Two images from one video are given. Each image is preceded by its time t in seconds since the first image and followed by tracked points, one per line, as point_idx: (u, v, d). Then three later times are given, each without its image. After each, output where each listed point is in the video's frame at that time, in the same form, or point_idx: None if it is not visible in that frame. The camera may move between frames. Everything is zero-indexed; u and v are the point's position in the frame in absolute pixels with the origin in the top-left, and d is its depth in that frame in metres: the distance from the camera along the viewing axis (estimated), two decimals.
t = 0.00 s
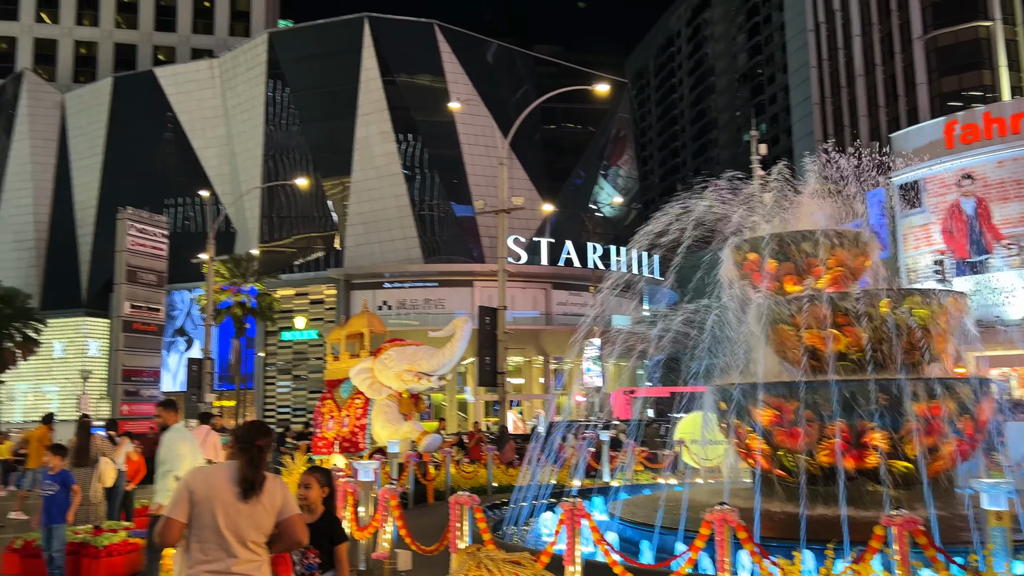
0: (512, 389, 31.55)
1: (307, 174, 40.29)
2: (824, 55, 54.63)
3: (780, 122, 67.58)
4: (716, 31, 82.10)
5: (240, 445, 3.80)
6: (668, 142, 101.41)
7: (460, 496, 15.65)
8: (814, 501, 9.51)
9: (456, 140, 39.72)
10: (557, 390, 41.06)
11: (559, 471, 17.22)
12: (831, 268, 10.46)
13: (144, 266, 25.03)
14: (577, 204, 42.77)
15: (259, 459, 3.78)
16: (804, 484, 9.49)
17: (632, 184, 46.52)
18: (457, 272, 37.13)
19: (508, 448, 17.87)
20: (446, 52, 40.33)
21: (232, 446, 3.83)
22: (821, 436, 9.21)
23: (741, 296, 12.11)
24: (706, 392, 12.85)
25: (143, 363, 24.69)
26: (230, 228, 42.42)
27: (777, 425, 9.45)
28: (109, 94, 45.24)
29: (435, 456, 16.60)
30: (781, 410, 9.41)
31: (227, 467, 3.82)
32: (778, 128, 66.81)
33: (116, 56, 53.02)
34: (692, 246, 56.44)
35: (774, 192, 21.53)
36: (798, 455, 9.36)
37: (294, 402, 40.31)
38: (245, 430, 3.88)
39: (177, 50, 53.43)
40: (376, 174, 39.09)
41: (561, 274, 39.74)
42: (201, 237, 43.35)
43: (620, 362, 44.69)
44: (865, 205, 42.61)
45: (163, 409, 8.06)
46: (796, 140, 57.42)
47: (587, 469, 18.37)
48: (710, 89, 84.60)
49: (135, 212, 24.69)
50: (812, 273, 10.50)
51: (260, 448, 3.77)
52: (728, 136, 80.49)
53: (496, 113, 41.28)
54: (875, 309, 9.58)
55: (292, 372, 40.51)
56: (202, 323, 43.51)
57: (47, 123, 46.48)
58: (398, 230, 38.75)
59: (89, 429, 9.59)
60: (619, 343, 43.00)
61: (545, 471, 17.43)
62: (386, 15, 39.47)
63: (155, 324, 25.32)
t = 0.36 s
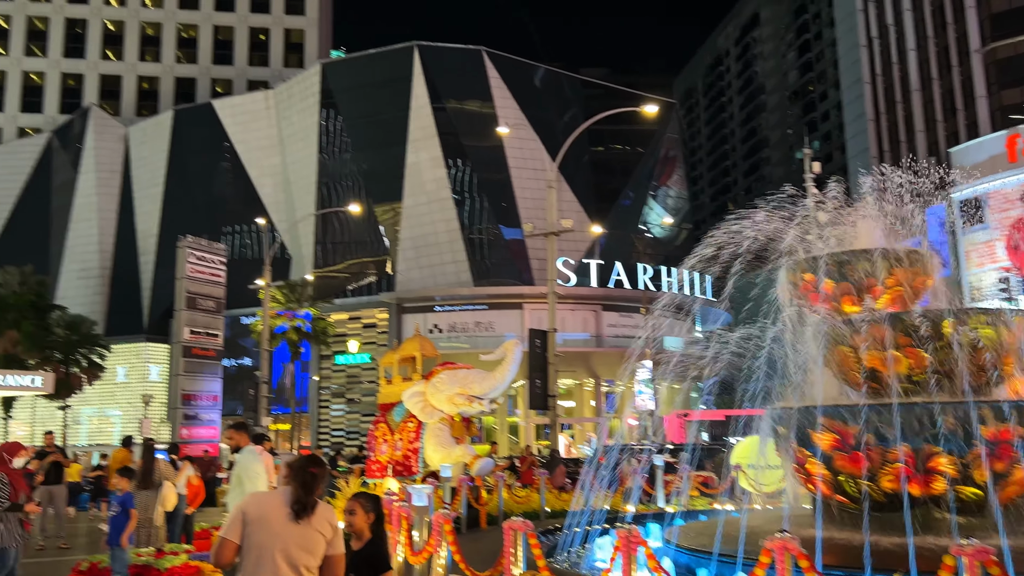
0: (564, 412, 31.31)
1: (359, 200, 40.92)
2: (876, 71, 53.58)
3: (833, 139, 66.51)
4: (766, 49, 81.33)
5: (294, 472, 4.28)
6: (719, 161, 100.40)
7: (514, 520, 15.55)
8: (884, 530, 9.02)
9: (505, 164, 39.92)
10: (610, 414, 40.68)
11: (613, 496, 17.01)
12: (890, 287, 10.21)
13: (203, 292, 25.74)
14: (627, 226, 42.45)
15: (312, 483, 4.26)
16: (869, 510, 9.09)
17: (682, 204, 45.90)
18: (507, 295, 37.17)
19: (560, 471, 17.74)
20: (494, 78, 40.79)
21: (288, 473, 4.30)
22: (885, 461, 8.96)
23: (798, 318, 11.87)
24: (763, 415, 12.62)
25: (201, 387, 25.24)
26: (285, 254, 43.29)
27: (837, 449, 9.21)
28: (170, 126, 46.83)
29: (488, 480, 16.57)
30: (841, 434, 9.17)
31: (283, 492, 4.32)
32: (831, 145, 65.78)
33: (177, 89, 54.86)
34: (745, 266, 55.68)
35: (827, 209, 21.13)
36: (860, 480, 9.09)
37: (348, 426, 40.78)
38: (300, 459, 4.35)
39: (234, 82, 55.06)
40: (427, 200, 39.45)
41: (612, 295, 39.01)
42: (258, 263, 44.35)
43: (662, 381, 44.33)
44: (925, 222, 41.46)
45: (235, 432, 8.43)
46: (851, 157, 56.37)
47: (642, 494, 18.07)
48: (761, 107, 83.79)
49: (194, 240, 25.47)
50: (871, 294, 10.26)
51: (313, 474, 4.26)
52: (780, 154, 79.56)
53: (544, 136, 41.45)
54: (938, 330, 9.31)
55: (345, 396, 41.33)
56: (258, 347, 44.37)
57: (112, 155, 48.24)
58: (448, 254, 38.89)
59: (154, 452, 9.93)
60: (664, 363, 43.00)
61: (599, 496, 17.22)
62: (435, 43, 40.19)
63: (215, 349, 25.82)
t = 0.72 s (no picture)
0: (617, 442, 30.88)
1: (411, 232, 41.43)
2: (933, 91, 51.80)
3: (889, 161, 65.13)
4: (817, 71, 80.42)
5: (344, 509, 4.45)
6: (771, 186, 99.07)
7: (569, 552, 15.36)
8: (952, 564, 8.73)
9: (554, 193, 40.02)
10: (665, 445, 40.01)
11: (671, 529, 16.72)
12: (956, 312, 9.87)
13: (261, 323, 26.17)
14: (679, 252, 41.97)
15: (359, 520, 4.42)
16: (938, 543, 8.80)
17: (735, 229, 45.61)
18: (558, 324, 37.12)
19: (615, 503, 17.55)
20: (543, 107, 41.16)
21: (338, 509, 4.48)
22: (955, 493, 8.61)
23: (857, 345, 11.56)
24: (824, 445, 12.28)
25: (259, 417, 25.69)
26: (340, 286, 44.04)
27: (903, 480, 8.91)
28: (229, 162, 48.29)
29: (542, 511, 16.49)
30: (908, 464, 8.86)
31: (331, 527, 4.48)
32: (887, 167, 64.47)
33: (235, 127, 56.58)
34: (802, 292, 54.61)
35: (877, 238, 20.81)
36: (930, 512, 8.77)
37: (402, 454, 41.54)
38: (349, 496, 4.52)
39: (290, 119, 56.52)
40: (477, 230, 39.72)
41: (665, 322, 38.68)
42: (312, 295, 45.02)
43: (720, 411, 43.26)
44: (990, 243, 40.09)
45: (297, 462, 8.53)
46: (908, 178, 55.13)
47: (701, 527, 17.67)
48: (814, 129, 82.62)
49: (252, 273, 25.96)
50: (935, 320, 9.93)
51: (361, 511, 4.41)
52: (835, 177, 78.22)
53: (593, 164, 41.52)
54: (1007, 357, 9.01)
55: (399, 425, 41.87)
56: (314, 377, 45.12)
57: (174, 192, 49.93)
58: (499, 283, 38.90)
59: (214, 482, 10.14)
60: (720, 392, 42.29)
61: (656, 528, 16.98)
62: (484, 76, 40.78)
63: (272, 380, 26.30)
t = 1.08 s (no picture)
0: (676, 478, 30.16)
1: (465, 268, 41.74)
2: (996, 116, 50.93)
3: (952, 188, 63.42)
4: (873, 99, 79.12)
5: (401, 554, 4.49)
6: (829, 215, 97.25)
7: None
8: None
9: (606, 226, 39.95)
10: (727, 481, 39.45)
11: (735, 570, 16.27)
12: None
13: (320, 361, 26.61)
14: (735, 283, 41.27)
15: (416, 566, 4.45)
16: None
17: (793, 260, 44.94)
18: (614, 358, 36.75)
19: (675, 542, 16.97)
20: (594, 142, 41.31)
21: (395, 554, 4.53)
22: None
23: (926, 378, 11.17)
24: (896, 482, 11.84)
25: (318, 455, 25.88)
26: (397, 323, 44.53)
27: (980, 521, 8.51)
28: (288, 206, 49.76)
29: (601, 550, 16.21)
30: (984, 505, 8.47)
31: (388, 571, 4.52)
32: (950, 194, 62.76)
33: (294, 170, 58.18)
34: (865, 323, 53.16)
35: (943, 270, 20.04)
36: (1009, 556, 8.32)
37: (457, 492, 41.17)
38: (407, 541, 4.56)
39: (347, 161, 57.96)
40: (530, 265, 39.78)
41: (723, 355, 38.19)
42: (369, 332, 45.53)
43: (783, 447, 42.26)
44: None
45: (358, 501, 8.60)
46: (973, 205, 53.58)
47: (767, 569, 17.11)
48: (872, 157, 81.02)
49: (311, 311, 26.54)
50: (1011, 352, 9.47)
51: (417, 557, 4.45)
52: (895, 205, 76.40)
53: (646, 198, 41.43)
54: None
55: (455, 462, 41.59)
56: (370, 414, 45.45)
57: (235, 234, 51.47)
58: (552, 318, 38.75)
59: (275, 520, 10.29)
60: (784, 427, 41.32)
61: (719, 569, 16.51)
62: (535, 113, 41.20)
63: (331, 417, 26.60)
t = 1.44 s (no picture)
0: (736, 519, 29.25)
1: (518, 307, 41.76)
2: None
3: (1018, 218, 61.26)
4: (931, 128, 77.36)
5: None
6: (889, 247, 94.94)
7: None
8: None
9: (659, 262, 39.70)
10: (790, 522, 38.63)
11: None
12: None
13: (376, 402, 26.80)
14: (794, 319, 40.45)
15: None
16: None
17: (854, 293, 43.90)
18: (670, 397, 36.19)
19: None
20: (644, 180, 41.32)
21: None
22: None
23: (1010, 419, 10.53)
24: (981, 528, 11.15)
25: (375, 496, 25.97)
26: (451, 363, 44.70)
27: None
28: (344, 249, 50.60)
29: None
30: None
31: None
32: (1016, 224, 60.60)
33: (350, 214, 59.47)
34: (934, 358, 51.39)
35: (1012, 306, 19.30)
36: None
37: (514, 534, 41.13)
38: None
39: (400, 204, 59.04)
40: (582, 303, 39.66)
41: (784, 393, 37.33)
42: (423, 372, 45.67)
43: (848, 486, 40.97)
44: None
45: (422, 544, 8.60)
46: None
47: None
48: (932, 188, 79.04)
49: (367, 352, 26.90)
50: None
51: None
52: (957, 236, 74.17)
53: (698, 234, 41.14)
54: None
55: (510, 504, 41.74)
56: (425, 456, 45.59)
57: (293, 278, 52.60)
58: (606, 356, 38.43)
59: (334, 563, 10.31)
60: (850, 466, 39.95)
61: None
62: (585, 152, 41.40)
63: (387, 458, 26.67)
